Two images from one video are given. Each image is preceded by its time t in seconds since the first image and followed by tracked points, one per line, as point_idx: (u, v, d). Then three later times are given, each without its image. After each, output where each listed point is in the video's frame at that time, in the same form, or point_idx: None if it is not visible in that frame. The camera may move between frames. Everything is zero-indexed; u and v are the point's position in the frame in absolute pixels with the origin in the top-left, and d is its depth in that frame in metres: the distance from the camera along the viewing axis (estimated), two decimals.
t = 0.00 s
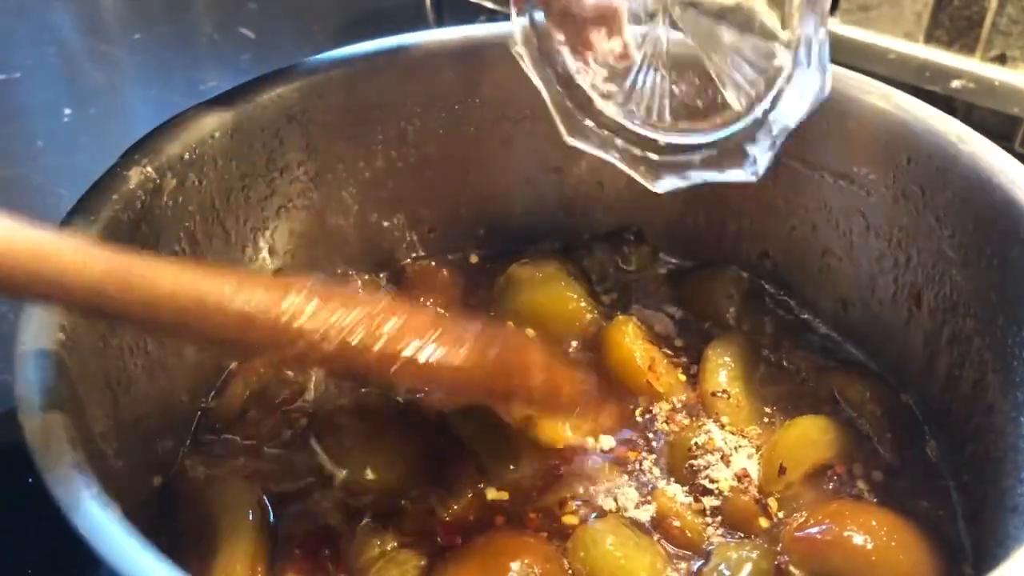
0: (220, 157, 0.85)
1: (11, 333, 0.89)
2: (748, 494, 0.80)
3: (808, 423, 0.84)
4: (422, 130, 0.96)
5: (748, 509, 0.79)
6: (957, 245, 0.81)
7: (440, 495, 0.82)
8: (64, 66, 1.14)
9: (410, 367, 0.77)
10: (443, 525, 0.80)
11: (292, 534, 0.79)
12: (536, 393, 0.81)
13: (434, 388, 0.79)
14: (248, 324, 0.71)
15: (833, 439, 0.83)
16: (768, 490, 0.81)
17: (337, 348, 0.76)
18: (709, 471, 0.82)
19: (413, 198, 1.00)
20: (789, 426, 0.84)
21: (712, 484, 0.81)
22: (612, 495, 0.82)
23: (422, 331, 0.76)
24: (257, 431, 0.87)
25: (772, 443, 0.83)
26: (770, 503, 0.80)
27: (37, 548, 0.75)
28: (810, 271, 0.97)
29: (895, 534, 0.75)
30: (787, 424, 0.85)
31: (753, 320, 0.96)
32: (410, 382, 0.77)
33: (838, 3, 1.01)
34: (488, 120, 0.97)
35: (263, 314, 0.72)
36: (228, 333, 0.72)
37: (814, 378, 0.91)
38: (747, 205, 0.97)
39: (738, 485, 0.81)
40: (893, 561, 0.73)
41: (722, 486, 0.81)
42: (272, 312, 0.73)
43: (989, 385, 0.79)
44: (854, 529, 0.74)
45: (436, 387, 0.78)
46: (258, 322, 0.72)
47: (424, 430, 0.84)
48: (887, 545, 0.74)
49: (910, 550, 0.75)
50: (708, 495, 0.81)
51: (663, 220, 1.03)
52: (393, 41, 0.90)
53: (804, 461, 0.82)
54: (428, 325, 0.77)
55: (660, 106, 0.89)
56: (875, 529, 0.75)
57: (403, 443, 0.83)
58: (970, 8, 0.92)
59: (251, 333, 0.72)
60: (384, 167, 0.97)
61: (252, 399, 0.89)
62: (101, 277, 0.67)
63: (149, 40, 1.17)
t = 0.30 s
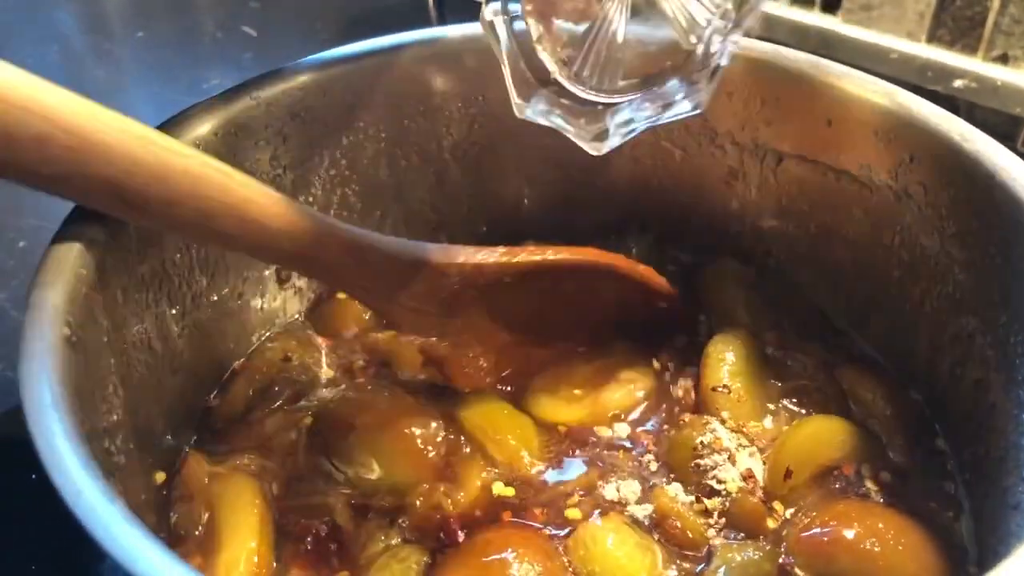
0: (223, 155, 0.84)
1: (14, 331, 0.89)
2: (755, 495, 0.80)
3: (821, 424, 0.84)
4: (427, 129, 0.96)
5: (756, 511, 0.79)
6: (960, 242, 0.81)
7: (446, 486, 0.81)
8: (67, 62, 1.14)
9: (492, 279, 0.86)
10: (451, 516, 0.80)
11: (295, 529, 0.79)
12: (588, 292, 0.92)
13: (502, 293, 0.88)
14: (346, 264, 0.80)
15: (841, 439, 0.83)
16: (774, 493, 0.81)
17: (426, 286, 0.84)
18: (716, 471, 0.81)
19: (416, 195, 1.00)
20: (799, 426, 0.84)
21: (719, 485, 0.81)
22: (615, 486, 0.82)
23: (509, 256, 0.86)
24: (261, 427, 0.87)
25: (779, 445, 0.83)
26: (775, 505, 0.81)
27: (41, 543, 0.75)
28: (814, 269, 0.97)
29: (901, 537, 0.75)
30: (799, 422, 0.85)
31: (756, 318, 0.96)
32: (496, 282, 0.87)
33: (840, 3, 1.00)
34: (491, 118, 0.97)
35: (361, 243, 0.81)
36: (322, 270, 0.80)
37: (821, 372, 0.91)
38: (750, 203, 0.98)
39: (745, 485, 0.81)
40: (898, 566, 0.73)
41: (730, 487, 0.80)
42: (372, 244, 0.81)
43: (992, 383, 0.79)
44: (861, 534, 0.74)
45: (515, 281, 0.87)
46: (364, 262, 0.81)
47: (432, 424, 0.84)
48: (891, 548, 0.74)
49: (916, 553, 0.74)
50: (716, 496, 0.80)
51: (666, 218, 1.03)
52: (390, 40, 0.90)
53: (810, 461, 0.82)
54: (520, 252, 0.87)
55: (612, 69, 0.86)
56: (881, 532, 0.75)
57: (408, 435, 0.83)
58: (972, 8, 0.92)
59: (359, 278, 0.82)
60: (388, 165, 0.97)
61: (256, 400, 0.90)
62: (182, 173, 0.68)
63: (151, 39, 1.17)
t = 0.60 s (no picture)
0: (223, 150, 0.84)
1: (16, 327, 0.89)
2: (753, 493, 0.80)
3: (812, 422, 0.84)
4: (430, 126, 0.96)
5: (755, 509, 0.79)
6: (963, 237, 0.80)
7: (445, 480, 0.82)
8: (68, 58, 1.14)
9: (500, 275, 0.87)
10: (449, 509, 0.80)
11: (296, 522, 0.80)
12: (591, 285, 0.93)
13: (508, 289, 0.89)
14: (356, 261, 0.80)
15: (840, 437, 0.83)
16: (770, 490, 0.81)
17: (435, 282, 0.85)
18: (714, 469, 0.82)
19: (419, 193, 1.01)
20: (797, 425, 0.84)
21: (718, 482, 0.81)
22: (613, 477, 0.83)
23: (518, 252, 0.87)
24: (262, 422, 0.87)
25: (777, 443, 0.83)
26: (771, 503, 0.81)
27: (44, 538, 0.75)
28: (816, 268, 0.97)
29: (900, 534, 0.75)
30: (793, 422, 0.86)
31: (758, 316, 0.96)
32: (504, 278, 0.87)
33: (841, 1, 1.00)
34: (492, 114, 0.97)
35: (370, 239, 0.81)
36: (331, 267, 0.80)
37: (821, 376, 0.92)
38: (752, 201, 0.98)
39: (743, 483, 0.81)
40: (898, 561, 0.73)
41: (728, 485, 0.81)
42: (381, 241, 0.82)
43: (994, 380, 0.79)
44: (860, 529, 0.74)
45: (523, 277, 0.88)
46: (373, 258, 0.81)
47: (435, 418, 0.85)
48: (891, 545, 0.74)
49: (917, 551, 0.74)
50: (714, 493, 0.81)
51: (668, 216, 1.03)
52: (391, 36, 0.90)
53: (807, 459, 0.82)
54: (528, 249, 0.87)
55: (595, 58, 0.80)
56: (879, 529, 0.75)
57: (409, 430, 0.83)
58: (974, 5, 0.92)
59: (369, 275, 0.82)
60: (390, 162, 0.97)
61: (258, 394, 0.89)
62: (192, 167, 0.68)
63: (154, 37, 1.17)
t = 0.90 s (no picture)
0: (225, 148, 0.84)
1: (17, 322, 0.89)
2: (754, 491, 0.80)
3: (813, 421, 0.84)
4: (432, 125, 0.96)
5: (755, 507, 0.79)
6: (963, 236, 0.80)
7: (445, 478, 0.82)
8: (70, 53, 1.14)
9: (500, 271, 0.86)
10: (449, 507, 0.80)
11: (296, 520, 0.80)
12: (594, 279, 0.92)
13: (509, 285, 0.88)
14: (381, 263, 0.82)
15: (841, 435, 0.83)
16: (770, 489, 0.81)
17: (438, 280, 0.84)
18: (715, 467, 0.82)
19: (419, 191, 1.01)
20: (797, 424, 0.84)
21: (718, 480, 0.81)
22: (615, 474, 0.84)
23: (518, 249, 0.86)
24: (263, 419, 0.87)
25: (777, 442, 0.83)
26: (771, 501, 0.81)
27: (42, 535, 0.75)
28: (817, 267, 0.97)
29: (900, 532, 0.75)
30: (794, 420, 0.86)
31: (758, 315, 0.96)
32: (504, 275, 0.87)
33: None
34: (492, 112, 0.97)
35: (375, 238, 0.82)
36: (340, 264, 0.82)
37: (821, 375, 0.92)
38: (752, 199, 0.98)
39: (744, 481, 0.81)
40: (898, 559, 0.73)
41: (728, 483, 0.81)
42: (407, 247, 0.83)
43: (994, 378, 0.79)
44: (859, 527, 0.74)
45: (524, 274, 0.88)
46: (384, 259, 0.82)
47: (434, 416, 0.85)
48: (890, 543, 0.74)
49: (917, 549, 0.74)
50: (715, 492, 0.81)
51: (669, 214, 1.03)
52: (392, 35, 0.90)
53: (808, 457, 0.82)
54: (529, 246, 0.87)
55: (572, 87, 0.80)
56: (879, 526, 0.75)
57: (409, 429, 0.83)
58: (976, 4, 0.93)
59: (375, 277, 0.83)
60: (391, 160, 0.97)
61: (258, 390, 0.89)
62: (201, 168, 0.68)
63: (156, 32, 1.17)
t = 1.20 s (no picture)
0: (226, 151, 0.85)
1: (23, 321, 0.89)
2: (755, 493, 0.81)
3: (814, 424, 0.84)
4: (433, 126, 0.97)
5: (755, 508, 0.79)
6: (964, 237, 0.80)
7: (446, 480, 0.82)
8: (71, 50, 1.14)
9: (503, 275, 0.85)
10: (450, 509, 0.80)
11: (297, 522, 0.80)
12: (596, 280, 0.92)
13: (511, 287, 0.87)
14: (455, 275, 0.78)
15: (842, 438, 0.83)
16: (771, 491, 0.82)
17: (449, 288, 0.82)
18: (716, 469, 0.82)
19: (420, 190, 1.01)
20: (798, 427, 0.84)
21: (719, 482, 0.81)
22: (615, 474, 0.84)
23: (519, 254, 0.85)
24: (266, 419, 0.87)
25: (778, 444, 0.84)
26: (772, 503, 0.81)
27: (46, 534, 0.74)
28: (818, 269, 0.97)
29: (900, 534, 0.75)
30: (795, 422, 0.86)
31: (757, 317, 0.96)
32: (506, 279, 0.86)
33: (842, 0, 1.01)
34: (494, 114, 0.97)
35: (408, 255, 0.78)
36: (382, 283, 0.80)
37: (821, 378, 0.92)
38: (753, 200, 0.98)
39: (745, 483, 0.81)
40: (898, 560, 0.73)
41: (730, 485, 0.81)
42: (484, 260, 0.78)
43: (995, 379, 0.79)
44: (859, 529, 0.74)
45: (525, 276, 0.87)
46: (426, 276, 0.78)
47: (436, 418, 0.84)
48: (891, 545, 0.74)
49: (917, 551, 0.74)
50: (715, 493, 0.81)
51: (670, 215, 1.03)
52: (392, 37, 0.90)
53: (808, 459, 0.82)
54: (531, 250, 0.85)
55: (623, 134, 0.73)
56: (878, 528, 0.75)
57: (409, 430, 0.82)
58: (976, 6, 0.93)
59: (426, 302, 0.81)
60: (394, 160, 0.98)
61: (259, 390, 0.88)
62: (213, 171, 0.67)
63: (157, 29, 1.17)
